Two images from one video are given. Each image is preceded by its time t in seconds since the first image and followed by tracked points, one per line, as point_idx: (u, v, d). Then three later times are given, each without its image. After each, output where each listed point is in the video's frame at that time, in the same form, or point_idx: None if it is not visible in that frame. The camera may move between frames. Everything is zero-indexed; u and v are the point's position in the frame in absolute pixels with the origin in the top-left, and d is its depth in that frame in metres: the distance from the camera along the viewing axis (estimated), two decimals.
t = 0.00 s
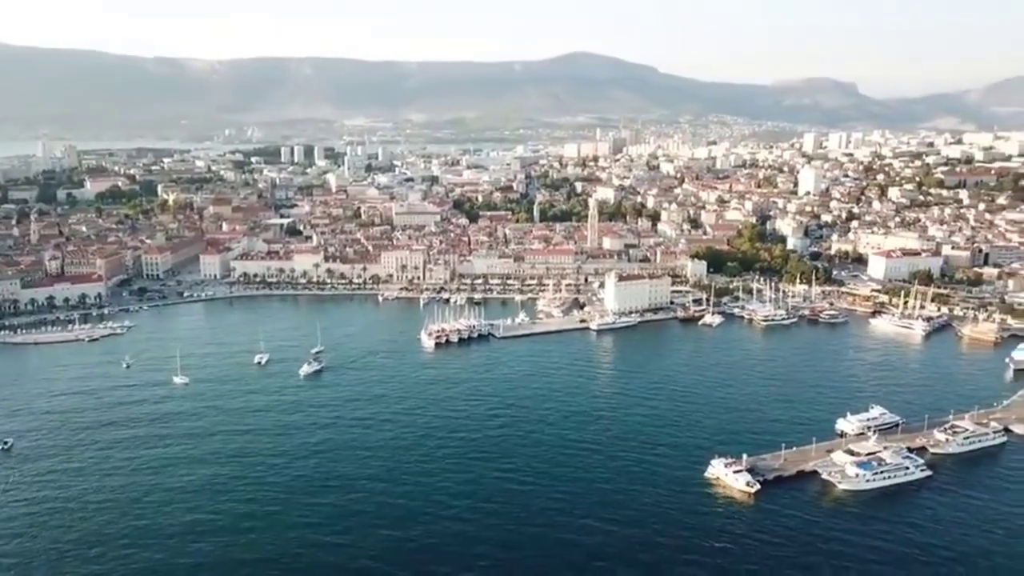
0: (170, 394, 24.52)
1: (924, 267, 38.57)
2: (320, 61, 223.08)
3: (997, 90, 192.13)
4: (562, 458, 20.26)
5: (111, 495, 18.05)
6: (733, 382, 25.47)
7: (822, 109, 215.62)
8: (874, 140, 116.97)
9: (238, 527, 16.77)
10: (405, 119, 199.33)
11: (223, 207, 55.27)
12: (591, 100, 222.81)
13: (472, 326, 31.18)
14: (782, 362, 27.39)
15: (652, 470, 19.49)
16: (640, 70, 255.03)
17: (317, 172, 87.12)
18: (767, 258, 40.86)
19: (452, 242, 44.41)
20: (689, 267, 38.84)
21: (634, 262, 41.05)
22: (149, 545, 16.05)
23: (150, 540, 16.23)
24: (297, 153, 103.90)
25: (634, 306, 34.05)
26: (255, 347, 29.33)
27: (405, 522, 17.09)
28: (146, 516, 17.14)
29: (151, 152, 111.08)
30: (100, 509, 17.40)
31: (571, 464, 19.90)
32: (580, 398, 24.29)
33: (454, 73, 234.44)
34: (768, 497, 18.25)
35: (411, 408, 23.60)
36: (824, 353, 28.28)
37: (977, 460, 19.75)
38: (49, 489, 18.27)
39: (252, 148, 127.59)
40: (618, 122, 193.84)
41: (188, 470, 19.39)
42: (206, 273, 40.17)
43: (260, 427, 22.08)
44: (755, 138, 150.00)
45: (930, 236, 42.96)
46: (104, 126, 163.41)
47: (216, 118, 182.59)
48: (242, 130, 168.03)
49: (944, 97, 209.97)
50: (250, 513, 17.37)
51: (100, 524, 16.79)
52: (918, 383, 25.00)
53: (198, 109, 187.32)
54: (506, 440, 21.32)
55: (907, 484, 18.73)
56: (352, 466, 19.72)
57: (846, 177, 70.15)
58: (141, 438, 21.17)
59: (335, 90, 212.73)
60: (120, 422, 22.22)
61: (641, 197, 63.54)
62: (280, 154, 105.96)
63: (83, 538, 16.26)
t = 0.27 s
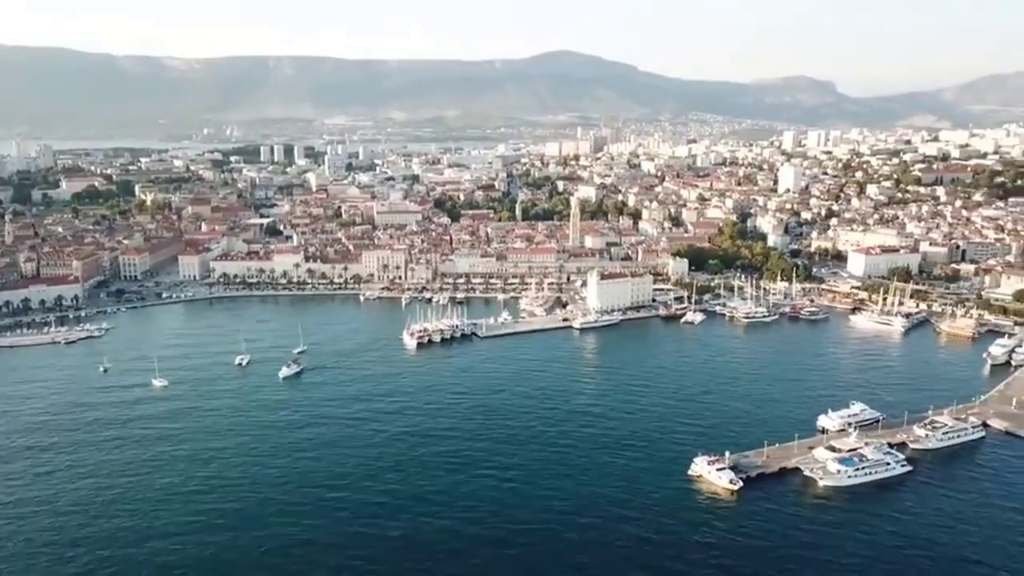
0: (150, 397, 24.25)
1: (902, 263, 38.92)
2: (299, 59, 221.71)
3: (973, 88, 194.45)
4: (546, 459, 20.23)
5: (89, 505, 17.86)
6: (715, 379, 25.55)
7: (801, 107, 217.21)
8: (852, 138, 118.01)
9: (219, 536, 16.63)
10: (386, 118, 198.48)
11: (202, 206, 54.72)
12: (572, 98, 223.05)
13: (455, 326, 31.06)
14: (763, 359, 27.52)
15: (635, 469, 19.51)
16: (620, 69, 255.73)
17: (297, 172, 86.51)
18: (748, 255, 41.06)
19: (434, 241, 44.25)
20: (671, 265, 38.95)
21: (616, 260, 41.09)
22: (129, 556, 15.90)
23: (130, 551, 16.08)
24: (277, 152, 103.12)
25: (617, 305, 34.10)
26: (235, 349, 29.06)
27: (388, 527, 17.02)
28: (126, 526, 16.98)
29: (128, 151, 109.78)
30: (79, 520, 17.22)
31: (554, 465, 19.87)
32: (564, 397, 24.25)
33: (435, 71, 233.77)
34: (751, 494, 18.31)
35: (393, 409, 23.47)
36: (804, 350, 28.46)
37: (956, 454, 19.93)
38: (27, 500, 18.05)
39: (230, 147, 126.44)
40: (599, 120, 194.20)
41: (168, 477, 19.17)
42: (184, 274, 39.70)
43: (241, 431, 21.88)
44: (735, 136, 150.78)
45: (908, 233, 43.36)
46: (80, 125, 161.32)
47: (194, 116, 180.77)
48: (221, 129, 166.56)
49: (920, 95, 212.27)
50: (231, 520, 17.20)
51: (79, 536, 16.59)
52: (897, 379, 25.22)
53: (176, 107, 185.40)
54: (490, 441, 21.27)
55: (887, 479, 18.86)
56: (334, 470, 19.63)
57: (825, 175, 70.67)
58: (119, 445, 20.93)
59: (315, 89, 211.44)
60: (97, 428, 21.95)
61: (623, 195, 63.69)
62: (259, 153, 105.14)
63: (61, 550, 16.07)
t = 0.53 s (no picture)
0: (127, 403, 23.92)
1: (881, 262, 39.22)
2: (278, 59, 220.24)
3: (948, 87, 196.73)
4: (529, 460, 20.15)
5: (66, 513, 17.59)
6: (697, 378, 25.57)
7: (780, 106, 218.72)
8: (831, 136, 118.86)
9: (198, 543, 16.41)
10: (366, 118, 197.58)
11: (180, 208, 54.12)
12: (553, 98, 223.25)
13: (437, 327, 30.89)
14: (746, 358, 27.57)
15: (619, 469, 19.47)
16: (601, 69, 256.31)
17: (277, 172, 85.84)
18: (729, 254, 41.19)
19: (415, 242, 44.03)
20: (653, 264, 39.00)
21: (598, 259, 41.08)
22: (107, 564, 15.66)
23: (109, 559, 15.85)
24: (256, 152, 102.32)
25: (599, 304, 34.09)
26: (215, 352, 28.73)
27: (371, 531, 16.88)
28: (104, 534, 16.73)
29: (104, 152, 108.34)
30: (55, 528, 16.94)
31: (539, 466, 19.77)
32: (547, 398, 24.17)
33: (415, 71, 233.02)
34: (735, 493, 18.30)
35: (375, 412, 23.29)
36: (785, 348, 28.57)
37: (937, 450, 20.06)
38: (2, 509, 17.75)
39: (209, 147, 125.29)
40: (580, 120, 194.49)
41: (147, 485, 18.87)
42: (163, 276, 39.19)
43: (221, 437, 21.59)
44: (715, 135, 151.53)
45: (887, 231, 43.70)
46: (56, 125, 159.28)
47: (172, 116, 178.93)
48: (199, 129, 165.00)
49: (897, 94, 214.37)
50: (212, 527, 16.97)
51: (55, 545, 16.32)
52: (878, 377, 25.36)
53: (153, 107, 183.46)
54: (473, 442, 21.15)
55: (870, 477, 18.93)
56: (316, 475, 19.45)
57: (805, 174, 71.10)
58: (97, 451, 20.63)
59: (295, 89, 210.05)
60: (73, 434, 21.62)
61: (604, 195, 63.76)
62: (238, 154, 104.27)
63: (37, 559, 15.82)
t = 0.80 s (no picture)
0: (107, 408, 23.56)
1: (863, 260, 39.46)
2: (259, 58, 218.74)
3: (926, 85, 198.75)
4: (515, 461, 20.02)
5: (44, 521, 17.27)
6: (682, 378, 25.55)
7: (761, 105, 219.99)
8: (811, 136, 119.70)
9: (180, 550, 16.16)
10: (348, 117, 196.63)
11: (160, 208, 53.48)
12: (536, 97, 223.31)
13: (421, 328, 30.69)
14: (729, 357, 27.63)
15: (605, 470, 19.38)
16: (583, 68, 256.67)
17: (259, 172, 85.17)
18: (712, 253, 41.28)
19: (398, 242, 43.77)
20: (636, 263, 39.01)
21: (582, 259, 41.03)
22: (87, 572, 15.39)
23: (88, 567, 15.57)
24: (237, 152, 101.49)
25: (583, 304, 34.02)
26: (195, 355, 28.37)
27: (356, 536, 16.69)
28: (83, 542, 16.44)
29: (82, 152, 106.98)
30: (33, 537, 16.63)
31: (524, 469, 19.61)
32: (532, 398, 24.06)
33: (397, 71, 232.30)
34: (721, 493, 18.23)
35: (359, 415, 23.06)
36: (769, 347, 28.62)
37: (920, 448, 20.13)
38: None
39: (189, 147, 124.14)
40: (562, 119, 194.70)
41: (126, 493, 18.52)
42: (142, 278, 38.68)
43: (202, 443, 21.30)
44: (696, 134, 152.14)
45: (868, 229, 43.99)
46: (34, 125, 157.24)
47: (151, 116, 177.10)
48: (179, 129, 163.46)
49: (875, 93, 216.27)
50: (194, 533, 16.74)
51: (32, 553, 16.02)
52: (861, 375, 25.47)
53: (132, 107, 181.53)
54: (458, 445, 21.00)
55: (855, 475, 18.92)
56: (300, 479, 19.22)
57: (786, 172, 71.50)
58: (75, 458, 20.30)
59: (276, 88, 208.65)
60: (51, 441, 21.25)
61: (587, 194, 63.77)
62: (219, 154, 103.40)
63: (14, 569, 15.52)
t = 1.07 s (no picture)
0: (87, 413, 23.23)
1: (847, 258, 39.61)
2: (242, 58, 217.39)
3: (907, 83, 200.29)
4: (501, 463, 19.85)
5: (22, 531, 16.99)
6: (668, 377, 25.48)
7: (744, 104, 220.95)
8: (795, 134, 120.33)
9: (162, 559, 15.92)
10: (332, 117, 195.66)
11: (141, 209, 52.90)
12: (521, 97, 223.21)
13: (406, 329, 30.46)
14: (715, 356, 27.60)
15: (592, 471, 19.24)
16: (567, 67, 256.81)
17: (242, 172, 84.50)
18: (698, 252, 41.31)
19: (383, 242, 43.50)
20: (622, 263, 38.97)
21: (568, 258, 40.93)
22: None
23: None
24: (221, 152, 100.70)
25: (569, 304, 33.91)
26: (177, 358, 28.03)
27: (341, 541, 16.49)
28: (62, 552, 16.17)
29: (62, 152, 105.74)
30: (11, 547, 16.34)
31: (511, 471, 19.46)
32: (518, 399, 23.90)
33: (382, 70, 231.52)
34: (709, 494, 18.14)
35: (344, 418, 22.83)
36: (755, 346, 28.62)
37: (907, 446, 20.13)
38: None
39: (171, 147, 123.03)
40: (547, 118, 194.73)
41: (108, 502, 18.23)
42: (123, 280, 38.19)
43: (185, 449, 21.02)
44: (681, 133, 152.51)
45: (852, 227, 44.19)
46: (13, 125, 155.36)
47: (132, 115, 175.35)
48: (161, 129, 161.95)
49: (858, 92, 217.76)
50: (176, 541, 16.50)
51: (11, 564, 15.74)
52: (847, 373, 25.50)
53: (113, 106, 179.72)
54: (444, 447, 20.82)
55: (842, 474, 18.88)
56: (284, 485, 18.99)
57: (770, 171, 71.76)
58: (55, 466, 19.99)
59: (259, 87, 207.29)
60: (30, 449, 20.92)
61: (573, 194, 63.73)
62: (202, 154, 102.56)
63: None
